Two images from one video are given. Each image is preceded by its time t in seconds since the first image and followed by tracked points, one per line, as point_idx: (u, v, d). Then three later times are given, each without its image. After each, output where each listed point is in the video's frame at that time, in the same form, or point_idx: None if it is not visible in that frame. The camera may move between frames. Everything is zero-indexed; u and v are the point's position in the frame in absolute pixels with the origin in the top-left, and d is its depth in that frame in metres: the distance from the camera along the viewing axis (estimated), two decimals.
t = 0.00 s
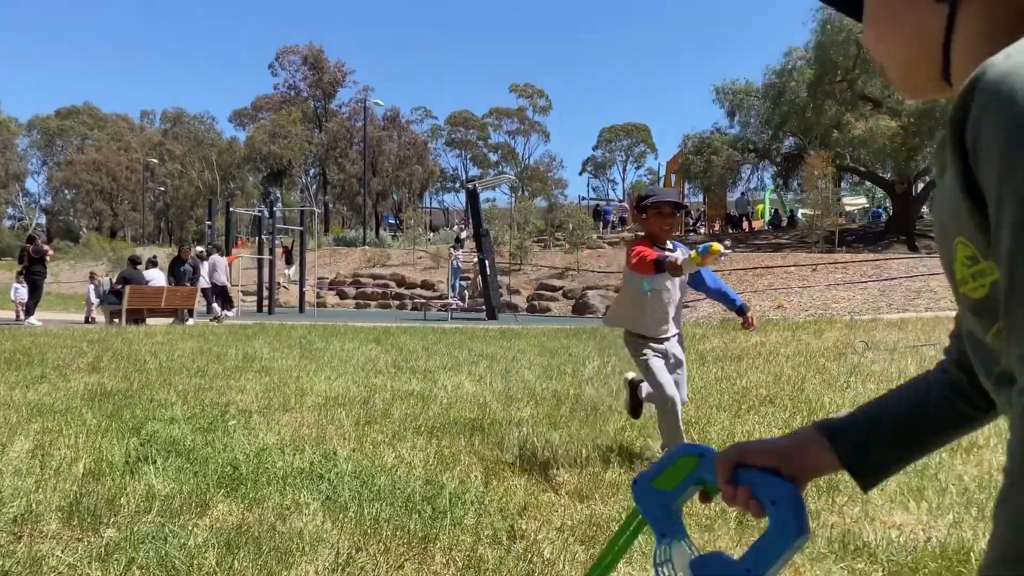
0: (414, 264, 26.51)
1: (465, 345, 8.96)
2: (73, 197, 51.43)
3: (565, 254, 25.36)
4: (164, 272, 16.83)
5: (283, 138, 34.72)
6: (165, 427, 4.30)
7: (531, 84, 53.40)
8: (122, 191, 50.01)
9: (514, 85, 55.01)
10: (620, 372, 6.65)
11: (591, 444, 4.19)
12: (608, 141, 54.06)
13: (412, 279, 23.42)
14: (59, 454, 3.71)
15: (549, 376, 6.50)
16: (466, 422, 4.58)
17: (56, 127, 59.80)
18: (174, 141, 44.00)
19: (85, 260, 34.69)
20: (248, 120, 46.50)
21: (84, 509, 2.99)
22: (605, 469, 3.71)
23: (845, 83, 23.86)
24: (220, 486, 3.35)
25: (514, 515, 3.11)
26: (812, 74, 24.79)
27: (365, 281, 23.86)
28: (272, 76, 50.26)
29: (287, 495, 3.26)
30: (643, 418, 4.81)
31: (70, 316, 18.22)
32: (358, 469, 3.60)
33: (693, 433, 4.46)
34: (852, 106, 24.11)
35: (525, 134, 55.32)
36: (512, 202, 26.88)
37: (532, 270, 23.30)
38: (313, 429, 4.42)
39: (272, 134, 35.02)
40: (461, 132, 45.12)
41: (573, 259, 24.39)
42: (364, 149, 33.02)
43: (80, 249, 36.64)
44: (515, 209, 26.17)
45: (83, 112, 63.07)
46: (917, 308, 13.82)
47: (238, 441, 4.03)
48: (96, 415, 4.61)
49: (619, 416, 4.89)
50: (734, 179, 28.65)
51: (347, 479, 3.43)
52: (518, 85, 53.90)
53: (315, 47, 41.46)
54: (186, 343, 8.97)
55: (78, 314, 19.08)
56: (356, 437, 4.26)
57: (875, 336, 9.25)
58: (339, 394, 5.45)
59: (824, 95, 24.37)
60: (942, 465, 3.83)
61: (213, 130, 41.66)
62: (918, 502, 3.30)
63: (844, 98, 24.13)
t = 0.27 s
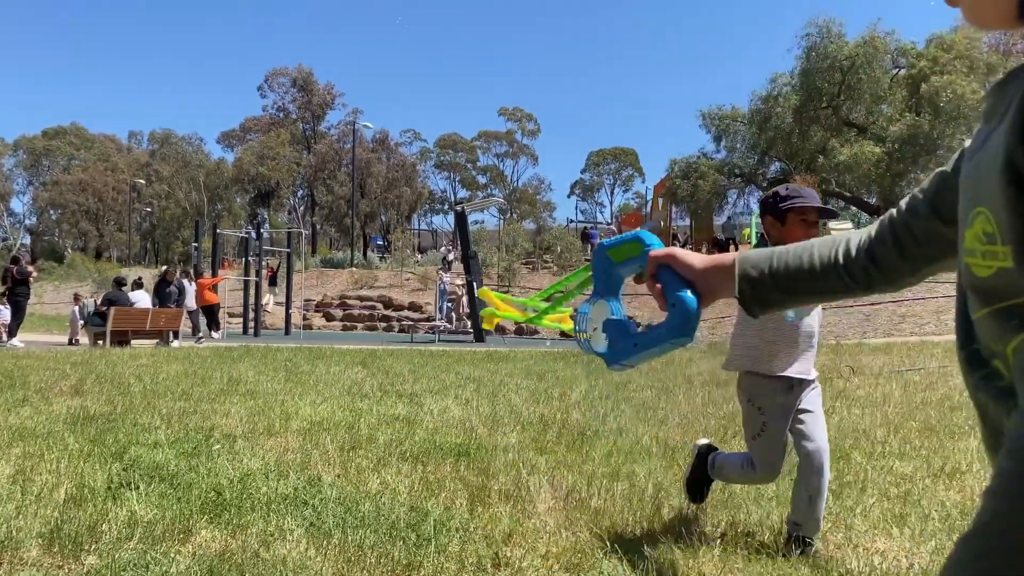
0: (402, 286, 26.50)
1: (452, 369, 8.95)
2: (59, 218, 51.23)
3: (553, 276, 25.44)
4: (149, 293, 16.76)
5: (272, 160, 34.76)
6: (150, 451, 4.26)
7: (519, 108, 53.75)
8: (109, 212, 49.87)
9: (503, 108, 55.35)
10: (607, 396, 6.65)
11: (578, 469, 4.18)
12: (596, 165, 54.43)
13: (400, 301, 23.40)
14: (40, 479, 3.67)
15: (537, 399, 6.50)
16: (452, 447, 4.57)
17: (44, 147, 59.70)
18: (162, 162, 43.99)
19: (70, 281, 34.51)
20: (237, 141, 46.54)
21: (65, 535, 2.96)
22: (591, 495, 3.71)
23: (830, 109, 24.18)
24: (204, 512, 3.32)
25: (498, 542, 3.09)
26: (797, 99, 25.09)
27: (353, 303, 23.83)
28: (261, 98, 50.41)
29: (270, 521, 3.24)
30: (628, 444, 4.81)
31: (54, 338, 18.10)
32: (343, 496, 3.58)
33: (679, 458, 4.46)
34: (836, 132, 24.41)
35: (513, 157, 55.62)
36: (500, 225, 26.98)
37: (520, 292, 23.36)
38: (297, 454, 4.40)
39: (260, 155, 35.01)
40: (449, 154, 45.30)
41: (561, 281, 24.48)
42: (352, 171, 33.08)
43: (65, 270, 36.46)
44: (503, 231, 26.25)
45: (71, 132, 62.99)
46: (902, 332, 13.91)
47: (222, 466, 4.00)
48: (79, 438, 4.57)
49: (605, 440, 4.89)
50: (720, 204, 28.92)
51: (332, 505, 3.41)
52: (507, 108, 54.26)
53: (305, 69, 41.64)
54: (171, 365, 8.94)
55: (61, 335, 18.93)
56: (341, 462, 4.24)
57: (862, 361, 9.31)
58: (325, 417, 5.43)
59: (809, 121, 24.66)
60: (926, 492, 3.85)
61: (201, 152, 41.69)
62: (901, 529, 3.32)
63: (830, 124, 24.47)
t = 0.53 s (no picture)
0: (388, 310, 26.46)
1: (438, 394, 8.91)
2: (44, 240, 50.95)
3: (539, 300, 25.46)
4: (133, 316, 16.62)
5: (259, 183, 34.72)
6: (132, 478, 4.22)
7: (506, 132, 54.12)
8: (94, 234, 49.62)
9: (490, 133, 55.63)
10: (593, 422, 6.64)
11: (561, 497, 4.17)
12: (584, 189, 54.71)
13: (386, 324, 23.34)
14: (20, 506, 3.62)
15: (522, 425, 6.48)
16: (435, 474, 4.55)
17: (29, 170, 59.42)
18: (149, 184, 43.86)
19: (53, 304, 34.24)
20: (224, 164, 46.53)
21: (44, 564, 2.92)
22: (574, 522, 3.70)
23: (813, 136, 24.49)
24: (185, 540, 3.29)
25: (481, 572, 3.08)
26: (782, 126, 25.35)
27: (338, 326, 23.75)
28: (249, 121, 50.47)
29: (252, 549, 3.22)
30: (612, 471, 4.80)
31: (37, 362, 17.93)
32: (325, 523, 3.56)
33: (663, 485, 4.46)
34: (820, 158, 24.71)
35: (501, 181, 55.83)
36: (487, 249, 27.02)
37: (507, 316, 23.36)
38: (280, 482, 4.36)
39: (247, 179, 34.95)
40: (437, 178, 45.47)
41: (547, 305, 24.50)
42: (340, 195, 33.09)
43: (48, 292, 36.19)
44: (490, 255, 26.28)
45: (57, 154, 62.76)
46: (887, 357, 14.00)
47: (204, 493, 3.97)
48: (60, 465, 4.51)
49: (589, 467, 4.88)
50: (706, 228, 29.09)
51: (314, 533, 3.39)
52: (494, 133, 54.57)
53: (293, 93, 41.80)
54: (154, 390, 8.85)
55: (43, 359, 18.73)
56: (324, 489, 4.22)
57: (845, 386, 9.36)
58: (308, 444, 5.40)
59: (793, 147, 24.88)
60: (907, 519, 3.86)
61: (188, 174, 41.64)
62: (882, 555, 3.33)
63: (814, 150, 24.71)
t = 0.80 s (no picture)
0: (375, 330, 26.36)
1: (424, 416, 8.87)
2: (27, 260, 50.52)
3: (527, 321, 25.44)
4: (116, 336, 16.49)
5: (246, 204, 34.63)
6: (114, 503, 4.18)
7: (494, 153, 54.35)
8: (79, 254, 49.27)
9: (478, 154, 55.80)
10: (579, 445, 6.63)
11: (547, 521, 4.16)
12: (571, 210, 54.86)
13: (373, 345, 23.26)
14: None
15: (508, 448, 6.46)
16: (420, 498, 4.52)
17: (14, 189, 59.03)
18: (134, 204, 43.68)
19: (37, 324, 33.93)
20: (211, 184, 46.43)
21: None
22: (559, 547, 3.69)
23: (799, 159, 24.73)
24: (168, 567, 3.26)
25: None
26: (767, 148, 25.55)
27: (325, 347, 23.64)
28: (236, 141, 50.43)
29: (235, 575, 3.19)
30: (599, 495, 4.78)
31: (18, 383, 17.73)
32: (310, 548, 3.53)
33: (648, 510, 4.46)
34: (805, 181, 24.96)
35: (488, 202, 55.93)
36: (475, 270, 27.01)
37: (494, 337, 23.34)
38: (265, 506, 4.33)
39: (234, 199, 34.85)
40: (424, 199, 45.54)
41: (535, 326, 24.48)
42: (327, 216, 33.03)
43: (31, 313, 35.85)
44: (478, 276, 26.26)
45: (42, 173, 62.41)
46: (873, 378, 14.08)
47: (187, 518, 3.93)
48: (40, 490, 4.46)
49: (575, 491, 4.87)
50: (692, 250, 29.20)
51: (298, 559, 3.36)
52: (482, 153, 54.76)
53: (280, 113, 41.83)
54: (138, 413, 8.76)
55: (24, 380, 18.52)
56: (310, 513, 4.19)
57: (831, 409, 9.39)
58: (293, 468, 5.35)
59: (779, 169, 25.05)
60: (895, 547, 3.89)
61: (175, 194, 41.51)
62: None
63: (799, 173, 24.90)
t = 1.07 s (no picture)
0: (363, 344, 26.27)
1: (412, 431, 8.82)
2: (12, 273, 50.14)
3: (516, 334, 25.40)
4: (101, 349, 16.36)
5: (234, 217, 34.50)
6: (95, 518, 4.13)
7: (483, 167, 54.43)
8: (65, 267, 48.92)
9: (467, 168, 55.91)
10: (567, 460, 6.61)
11: (535, 536, 4.13)
12: (561, 224, 54.97)
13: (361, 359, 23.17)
14: None
15: (496, 463, 6.44)
16: (406, 514, 4.49)
17: None
18: (121, 217, 43.46)
19: (21, 338, 33.61)
20: (199, 197, 46.29)
21: None
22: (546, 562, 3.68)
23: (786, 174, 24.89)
24: None
25: None
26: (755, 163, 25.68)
27: (312, 361, 23.53)
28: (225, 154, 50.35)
29: None
30: (587, 509, 4.77)
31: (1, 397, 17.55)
32: (294, 564, 3.50)
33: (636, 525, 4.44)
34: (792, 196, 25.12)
35: (478, 215, 55.98)
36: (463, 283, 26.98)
37: (482, 351, 23.31)
38: (249, 521, 4.29)
39: (223, 212, 34.71)
40: (414, 212, 45.52)
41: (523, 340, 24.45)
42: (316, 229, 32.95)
43: (16, 326, 35.54)
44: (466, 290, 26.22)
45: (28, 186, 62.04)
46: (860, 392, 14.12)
47: (170, 534, 3.89)
48: (21, 506, 4.40)
49: (562, 506, 4.85)
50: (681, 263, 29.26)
51: None
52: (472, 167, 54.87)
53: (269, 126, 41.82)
54: (122, 427, 8.67)
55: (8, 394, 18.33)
56: (294, 529, 4.15)
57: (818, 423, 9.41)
58: (278, 483, 5.31)
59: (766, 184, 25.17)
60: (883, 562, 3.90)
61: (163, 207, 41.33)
62: None
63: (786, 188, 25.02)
